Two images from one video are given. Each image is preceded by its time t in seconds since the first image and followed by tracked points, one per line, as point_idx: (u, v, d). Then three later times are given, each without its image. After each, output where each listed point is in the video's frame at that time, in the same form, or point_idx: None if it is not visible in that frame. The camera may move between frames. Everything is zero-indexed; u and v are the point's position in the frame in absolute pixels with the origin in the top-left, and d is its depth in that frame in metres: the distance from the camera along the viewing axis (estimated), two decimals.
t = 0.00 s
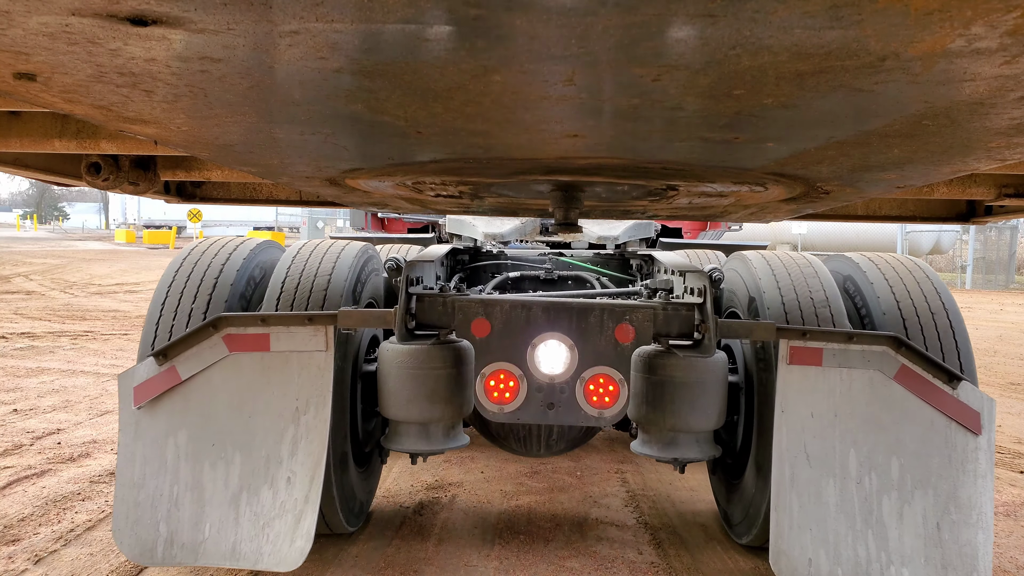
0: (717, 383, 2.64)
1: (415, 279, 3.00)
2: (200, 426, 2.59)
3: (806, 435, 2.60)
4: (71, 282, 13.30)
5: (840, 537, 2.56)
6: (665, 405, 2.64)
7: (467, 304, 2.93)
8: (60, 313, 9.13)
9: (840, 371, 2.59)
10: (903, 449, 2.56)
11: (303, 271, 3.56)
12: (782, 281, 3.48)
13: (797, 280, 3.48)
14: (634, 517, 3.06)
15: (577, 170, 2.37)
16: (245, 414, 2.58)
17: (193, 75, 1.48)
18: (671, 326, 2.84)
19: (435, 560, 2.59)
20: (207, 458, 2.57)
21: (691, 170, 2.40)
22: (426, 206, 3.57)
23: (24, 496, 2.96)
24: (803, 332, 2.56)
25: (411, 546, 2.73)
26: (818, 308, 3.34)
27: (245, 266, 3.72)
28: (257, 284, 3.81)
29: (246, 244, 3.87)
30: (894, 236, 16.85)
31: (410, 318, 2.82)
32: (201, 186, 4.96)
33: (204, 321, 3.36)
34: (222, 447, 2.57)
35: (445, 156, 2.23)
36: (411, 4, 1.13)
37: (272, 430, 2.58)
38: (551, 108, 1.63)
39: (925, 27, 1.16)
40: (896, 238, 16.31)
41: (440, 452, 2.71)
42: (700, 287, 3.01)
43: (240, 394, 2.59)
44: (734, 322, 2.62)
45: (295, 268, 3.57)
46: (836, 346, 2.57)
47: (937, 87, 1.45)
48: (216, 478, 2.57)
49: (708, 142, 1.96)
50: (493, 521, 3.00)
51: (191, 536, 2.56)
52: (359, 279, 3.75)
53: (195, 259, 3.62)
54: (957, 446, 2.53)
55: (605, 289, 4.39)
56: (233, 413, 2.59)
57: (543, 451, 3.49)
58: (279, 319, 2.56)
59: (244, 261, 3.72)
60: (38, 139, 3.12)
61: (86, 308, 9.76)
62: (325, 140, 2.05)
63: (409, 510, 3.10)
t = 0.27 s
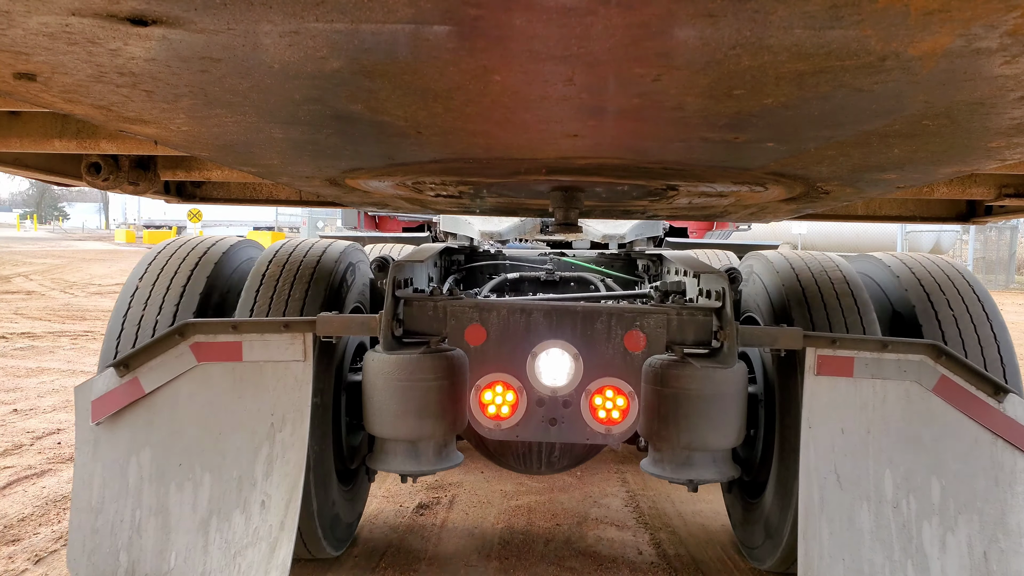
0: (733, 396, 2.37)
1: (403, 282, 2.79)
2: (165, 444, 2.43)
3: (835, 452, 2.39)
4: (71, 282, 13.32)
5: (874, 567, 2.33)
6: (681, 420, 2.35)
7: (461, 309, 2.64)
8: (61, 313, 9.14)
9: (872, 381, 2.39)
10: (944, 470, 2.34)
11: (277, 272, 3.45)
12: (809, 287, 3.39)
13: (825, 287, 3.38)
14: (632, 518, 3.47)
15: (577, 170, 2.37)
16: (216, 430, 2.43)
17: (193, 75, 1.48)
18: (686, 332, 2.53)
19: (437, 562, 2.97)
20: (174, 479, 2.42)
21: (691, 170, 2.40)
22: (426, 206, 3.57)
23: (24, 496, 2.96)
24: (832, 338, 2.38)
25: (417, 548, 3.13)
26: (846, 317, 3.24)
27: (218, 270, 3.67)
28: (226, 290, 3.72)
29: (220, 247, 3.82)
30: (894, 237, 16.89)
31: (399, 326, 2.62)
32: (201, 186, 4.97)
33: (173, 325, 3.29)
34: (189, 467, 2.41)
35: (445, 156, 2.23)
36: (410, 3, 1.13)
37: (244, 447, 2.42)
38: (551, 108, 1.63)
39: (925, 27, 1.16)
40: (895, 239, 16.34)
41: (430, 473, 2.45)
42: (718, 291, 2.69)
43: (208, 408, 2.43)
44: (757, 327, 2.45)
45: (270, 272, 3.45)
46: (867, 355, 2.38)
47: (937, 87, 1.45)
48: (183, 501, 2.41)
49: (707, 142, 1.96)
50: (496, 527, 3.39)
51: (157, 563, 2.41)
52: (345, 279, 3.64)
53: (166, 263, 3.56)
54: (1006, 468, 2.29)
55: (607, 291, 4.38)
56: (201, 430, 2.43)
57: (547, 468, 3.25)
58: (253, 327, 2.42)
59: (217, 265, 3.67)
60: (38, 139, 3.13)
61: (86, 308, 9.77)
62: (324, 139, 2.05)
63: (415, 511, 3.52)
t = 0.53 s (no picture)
0: (752, 408, 2.31)
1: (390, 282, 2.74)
2: (130, 461, 2.41)
3: (865, 466, 2.40)
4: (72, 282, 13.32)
5: None
6: (690, 433, 2.31)
7: (455, 313, 2.57)
8: (61, 313, 9.14)
9: (905, 390, 2.39)
10: (984, 488, 2.35)
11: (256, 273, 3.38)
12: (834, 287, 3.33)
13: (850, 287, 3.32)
14: (633, 518, 3.57)
15: (577, 170, 2.37)
16: (185, 446, 2.42)
17: (193, 75, 1.49)
18: (701, 337, 2.52)
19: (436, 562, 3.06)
20: (140, 499, 2.40)
21: (691, 170, 2.40)
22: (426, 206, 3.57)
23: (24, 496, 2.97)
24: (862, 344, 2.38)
25: (418, 548, 3.22)
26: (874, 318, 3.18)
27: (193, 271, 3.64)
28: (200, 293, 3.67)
29: (194, 248, 3.77)
30: (894, 237, 16.89)
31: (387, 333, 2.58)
32: (201, 186, 4.97)
33: (141, 327, 3.24)
34: (155, 487, 2.40)
35: (445, 156, 2.23)
36: (410, 3, 1.13)
37: (216, 465, 2.42)
38: (551, 108, 1.63)
39: (925, 27, 1.16)
40: (895, 239, 16.35)
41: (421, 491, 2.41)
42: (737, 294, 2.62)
43: (177, 422, 2.42)
44: (779, 334, 2.41)
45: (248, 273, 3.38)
46: (900, 363, 2.38)
47: (937, 87, 1.45)
48: (148, 524, 2.39)
49: (707, 142, 1.96)
50: (497, 527, 3.48)
51: None
52: (328, 282, 3.58)
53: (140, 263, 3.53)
54: None
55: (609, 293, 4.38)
56: (170, 445, 2.42)
57: (549, 485, 3.10)
58: (225, 333, 2.42)
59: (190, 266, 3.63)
60: (38, 139, 3.13)
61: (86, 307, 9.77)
62: (324, 139, 2.05)
63: (415, 510, 3.62)
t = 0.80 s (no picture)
0: (766, 418, 2.24)
1: (381, 285, 2.69)
2: (105, 475, 2.40)
3: (888, 479, 2.40)
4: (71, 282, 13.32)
5: None
6: (699, 446, 2.27)
7: (450, 317, 2.44)
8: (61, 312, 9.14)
9: (929, 399, 2.38)
10: (1016, 503, 2.36)
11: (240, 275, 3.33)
12: (847, 281, 3.34)
13: (863, 281, 3.34)
14: (630, 520, 3.73)
15: (577, 170, 2.37)
16: (162, 460, 2.42)
17: (194, 75, 1.49)
18: (713, 343, 2.42)
19: (437, 562, 3.22)
20: (116, 515, 2.40)
21: (691, 170, 2.40)
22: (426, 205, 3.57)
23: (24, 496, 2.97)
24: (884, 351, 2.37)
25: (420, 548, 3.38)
26: (888, 308, 3.18)
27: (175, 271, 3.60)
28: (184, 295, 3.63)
29: (176, 248, 3.75)
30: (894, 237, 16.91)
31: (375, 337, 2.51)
32: (201, 186, 4.97)
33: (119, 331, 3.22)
34: (131, 504, 2.39)
35: (445, 156, 2.23)
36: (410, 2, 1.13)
37: (195, 480, 2.41)
38: (551, 108, 1.64)
39: (926, 28, 1.16)
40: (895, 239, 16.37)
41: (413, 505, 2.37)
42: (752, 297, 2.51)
43: (154, 433, 2.42)
44: (796, 338, 2.40)
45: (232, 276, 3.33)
46: (924, 370, 2.37)
47: (937, 87, 1.45)
48: (125, 541, 2.39)
49: (707, 142, 1.96)
50: (496, 527, 3.64)
51: None
52: (315, 284, 3.51)
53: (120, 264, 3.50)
54: None
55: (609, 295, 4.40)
56: (147, 458, 2.41)
57: (549, 497, 3.00)
58: (205, 339, 2.41)
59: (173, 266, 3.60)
60: (38, 139, 3.12)
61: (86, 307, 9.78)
62: (324, 139, 2.05)
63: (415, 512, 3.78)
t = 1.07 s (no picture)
0: (780, 427, 2.23)
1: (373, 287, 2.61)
2: (80, 489, 2.40)
3: (912, 495, 2.40)
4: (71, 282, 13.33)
5: None
6: (712, 458, 2.27)
7: (446, 323, 2.36)
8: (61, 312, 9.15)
9: (954, 410, 2.39)
10: None
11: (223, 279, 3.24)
12: (861, 283, 3.30)
13: (877, 281, 3.30)
14: (632, 519, 3.77)
15: (577, 170, 2.38)
16: (139, 473, 2.41)
17: (194, 75, 1.49)
18: (726, 349, 2.38)
19: (437, 561, 3.26)
20: (91, 531, 2.39)
21: (691, 170, 2.40)
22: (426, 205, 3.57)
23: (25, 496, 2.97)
24: (909, 359, 2.37)
25: (422, 549, 3.42)
26: (904, 307, 3.14)
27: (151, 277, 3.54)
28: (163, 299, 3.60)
29: (157, 249, 3.71)
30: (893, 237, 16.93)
31: (365, 341, 2.46)
32: (201, 186, 4.97)
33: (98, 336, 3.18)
34: (105, 519, 2.39)
35: (445, 156, 2.23)
36: (410, 3, 1.13)
37: (174, 495, 2.41)
38: (550, 108, 1.64)
39: (926, 28, 1.16)
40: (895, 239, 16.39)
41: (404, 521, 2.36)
42: (766, 301, 2.44)
43: (131, 445, 2.41)
44: (813, 344, 2.35)
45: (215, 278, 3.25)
46: (950, 380, 2.37)
47: (937, 87, 1.45)
48: (99, 557, 2.38)
49: (707, 142, 1.96)
50: (497, 527, 3.67)
51: None
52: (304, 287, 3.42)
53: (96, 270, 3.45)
54: None
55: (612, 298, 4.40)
56: (124, 472, 2.41)
57: (551, 510, 2.96)
58: (184, 346, 2.41)
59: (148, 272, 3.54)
60: (38, 139, 3.12)
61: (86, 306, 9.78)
62: (325, 139, 2.06)
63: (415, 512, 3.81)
